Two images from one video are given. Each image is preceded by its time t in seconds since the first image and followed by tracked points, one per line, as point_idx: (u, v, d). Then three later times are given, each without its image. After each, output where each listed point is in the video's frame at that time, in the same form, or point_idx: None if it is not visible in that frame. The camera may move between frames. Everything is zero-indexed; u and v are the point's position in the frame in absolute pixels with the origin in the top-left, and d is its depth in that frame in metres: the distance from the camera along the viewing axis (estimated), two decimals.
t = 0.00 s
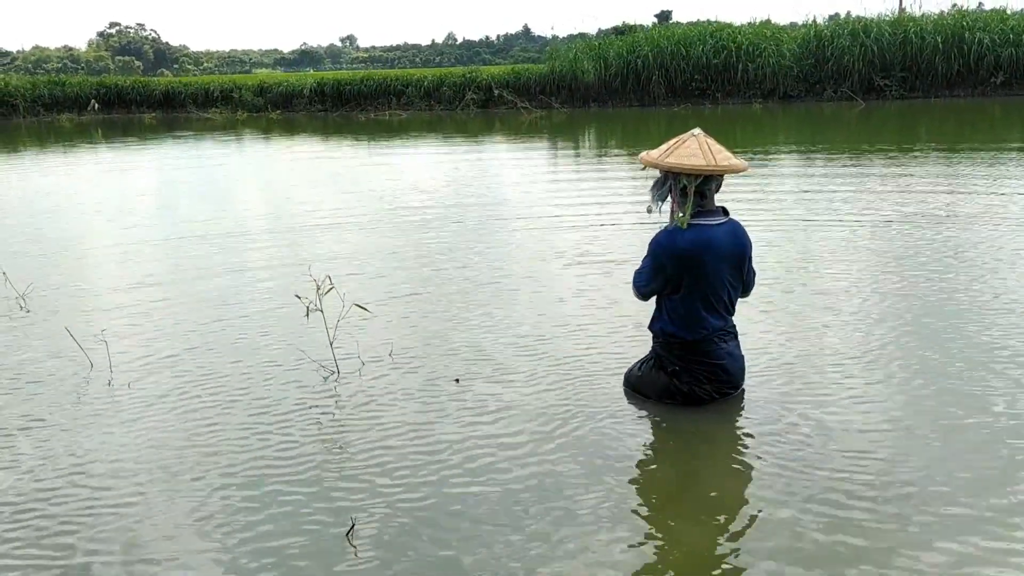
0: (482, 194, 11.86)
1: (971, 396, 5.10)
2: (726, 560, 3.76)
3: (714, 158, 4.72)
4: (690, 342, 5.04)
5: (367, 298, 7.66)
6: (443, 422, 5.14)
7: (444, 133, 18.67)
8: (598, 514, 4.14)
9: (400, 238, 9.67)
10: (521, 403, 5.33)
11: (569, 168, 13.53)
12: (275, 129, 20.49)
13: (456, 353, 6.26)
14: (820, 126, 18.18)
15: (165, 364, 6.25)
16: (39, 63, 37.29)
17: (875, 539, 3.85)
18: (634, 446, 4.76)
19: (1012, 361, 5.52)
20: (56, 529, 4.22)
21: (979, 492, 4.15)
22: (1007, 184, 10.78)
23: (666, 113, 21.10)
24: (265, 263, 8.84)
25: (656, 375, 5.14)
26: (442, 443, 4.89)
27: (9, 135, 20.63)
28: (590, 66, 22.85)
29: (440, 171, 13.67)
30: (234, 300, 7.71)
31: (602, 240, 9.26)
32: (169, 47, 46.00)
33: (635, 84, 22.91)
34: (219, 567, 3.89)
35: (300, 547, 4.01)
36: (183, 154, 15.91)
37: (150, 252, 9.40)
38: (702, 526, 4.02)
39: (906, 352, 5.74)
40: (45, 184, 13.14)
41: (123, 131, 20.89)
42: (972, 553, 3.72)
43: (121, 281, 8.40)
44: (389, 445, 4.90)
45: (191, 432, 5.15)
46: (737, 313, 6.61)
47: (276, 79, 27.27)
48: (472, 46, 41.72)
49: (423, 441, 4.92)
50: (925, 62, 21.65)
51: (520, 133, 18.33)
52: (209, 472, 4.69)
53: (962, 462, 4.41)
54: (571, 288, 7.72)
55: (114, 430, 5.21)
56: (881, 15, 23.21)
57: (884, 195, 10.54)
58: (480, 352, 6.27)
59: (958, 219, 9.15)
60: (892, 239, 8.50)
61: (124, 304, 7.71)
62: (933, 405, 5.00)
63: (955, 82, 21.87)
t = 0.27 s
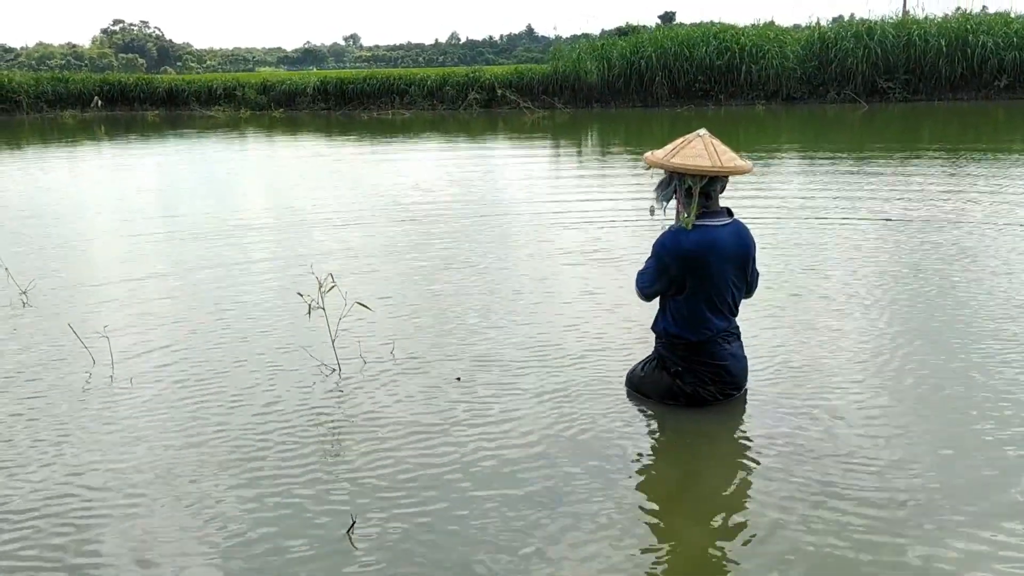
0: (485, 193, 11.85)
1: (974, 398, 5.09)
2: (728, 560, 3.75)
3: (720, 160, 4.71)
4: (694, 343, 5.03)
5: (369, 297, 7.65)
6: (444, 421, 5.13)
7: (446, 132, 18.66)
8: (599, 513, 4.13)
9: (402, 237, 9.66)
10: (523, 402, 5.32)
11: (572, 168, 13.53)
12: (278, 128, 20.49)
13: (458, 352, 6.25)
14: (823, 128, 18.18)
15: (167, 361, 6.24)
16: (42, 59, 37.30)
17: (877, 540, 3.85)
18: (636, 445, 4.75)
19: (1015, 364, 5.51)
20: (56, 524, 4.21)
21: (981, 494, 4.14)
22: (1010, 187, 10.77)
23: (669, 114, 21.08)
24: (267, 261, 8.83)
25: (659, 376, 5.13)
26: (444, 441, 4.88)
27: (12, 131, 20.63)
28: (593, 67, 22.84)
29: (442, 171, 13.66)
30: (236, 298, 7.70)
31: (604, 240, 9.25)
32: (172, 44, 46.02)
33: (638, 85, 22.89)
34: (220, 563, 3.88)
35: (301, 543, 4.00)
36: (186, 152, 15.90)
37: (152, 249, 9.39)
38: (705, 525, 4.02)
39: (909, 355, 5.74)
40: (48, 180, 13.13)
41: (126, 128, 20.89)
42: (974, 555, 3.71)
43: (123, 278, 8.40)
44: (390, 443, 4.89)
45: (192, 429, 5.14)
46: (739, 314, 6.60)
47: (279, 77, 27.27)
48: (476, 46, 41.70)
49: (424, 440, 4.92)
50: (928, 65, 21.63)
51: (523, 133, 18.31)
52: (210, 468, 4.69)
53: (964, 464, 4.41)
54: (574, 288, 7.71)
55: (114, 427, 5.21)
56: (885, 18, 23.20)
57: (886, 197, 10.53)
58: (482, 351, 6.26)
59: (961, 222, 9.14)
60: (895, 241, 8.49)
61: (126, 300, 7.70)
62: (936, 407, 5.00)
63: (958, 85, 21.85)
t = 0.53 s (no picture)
0: (488, 194, 11.85)
1: (976, 402, 5.09)
2: (731, 564, 3.75)
3: (724, 162, 4.71)
4: (698, 345, 5.03)
5: (372, 296, 7.65)
6: (445, 421, 5.14)
7: (449, 133, 18.64)
8: (601, 515, 4.13)
9: (404, 237, 9.66)
10: (524, 403, 5.32)
11: (574, 169, 13.52)
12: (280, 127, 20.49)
13: (460, 353, 6.25)
14: (826, 131, 18.16)
15: (168, 360, 6.25)
16: (45, 58, 37.31)
17: (879, 544, 3.85)
18: (639, 447, 4.75)
19: (1018, 368, 5.51)
20: (58, 524, 4.22)
21: (983, 498, 4.14)
22: (1012, 190, 10.76)
23: (672, 116, 21.07)
24: (269, 261, 8.83)
25: (663, 377, 5.13)
26: (446, 442, 4.88)
27: (15, 130, 20.64)
28: (596, 68, 22.82)
29: (445, 171, 13.66)
30: (238, 297, 7.70)
31: (607, 242, 9.25)
32: (175, 44, 46.03)
33: (641, 86, 22.88)
34: (221, 565, 3.88)
35: (302, 545, 4.00)
36: (188, 151, 15.89)
37: (155, 248, 9.38)
38: (707, 528, 4.01)
39: (910, 358, 5.74)
40: (51, 179, 13.13)
41: (128, 127, 20.89)
42: (976, 560, 3.71)
43: (125, 277, 8.40)
44: (392, 443, 4.90)
45: (193, 429, 5.14)
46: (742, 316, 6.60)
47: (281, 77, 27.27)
48: (479, 46, 41.69)
49: (426, 440, 4.92)
50: (931, 68, 21.62)
51: (526, 134, 18.31)
52: (213, 468, 4.69)
53: (966, 467, 4.41)
54: (576, 289, 7.71)
55: (116, 426, 5.20)
56: (888, 20, 23.18)
57: (889, 200, 10.52)
58: (484, 352, 6.26)
59: (963, 224, 9.13)
60: (897, 244, 8.49)
61: (128, 299, 7.70)
62: (938, 410, 5.00)
63: (961, 88, 21.84)
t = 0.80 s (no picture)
0: (489, 194, 11.86)
1: (975, 403, 5.10)
2: (730, 563, 3.75)
3: (725, 163, 4.72)
4: (698, 345, 5.03)
5: (373, 296, 7.66)
6: (446, 421, 5.14)
7: (450, 133, 18.64)
8: (600, 515, 4.14)
9: (405, 237, 9.66)
10: (525, 403, 5.33)
11: (575, 169, 13.53)
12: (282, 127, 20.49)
13: (460, 353, 6.26)
14: (827, 131, 18.16)
15: (169, 359, 6.25)
16: (47, 56, 37.34)
17: (878, 545, 3.85)
18: (638, 447, 4.76)
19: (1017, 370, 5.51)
20: (59, 521, 4.22)
21: (982, 499, 4.14)
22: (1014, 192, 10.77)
23: (673, 116, 21.07)
24: (271, 260, 8.83)
25: (663, 378, 5.13)
26: (447, 441, 4.89)
27: (16, 129, 20.65)
28: (597, 68, 22.83)
29: (446, 171, 13.67)
30: (239, 296, 7.71)
31: (608, 242, 9.25)
32: (177, 43, 46.04)
33: (643, 87, 22.88)
34: (221, 562, 3.89)
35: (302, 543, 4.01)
36: (190, 151, 15.91)
37: (157, 247, 9.40)
38: (707, 528, 4.02)
39: (911, 359, 5.75)
40: (52, 178, 13.13)
41: (130, 127, 20.90)
42: (975, 561, 3.71)
43: (126, 275, 8.41)
44: (393, 442, 4.90)
45: (194, 427, 5.15)
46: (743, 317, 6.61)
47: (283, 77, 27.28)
48: (480, 46, 41.69)
49: (427, 439, 4.92)
50: (932, 69, 21.61)
51: (527, 135, 18.32)
52: (215, 466, 4.70)
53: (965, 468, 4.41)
54: (577, 289, 7.71)
55: (117, 424, 5.21)
56: (890, 21, 23.18)
57: (890, 201, 10.52)
58: (485, 352, 6.27)
59: (964, 225, 9.14)
60: (898, 245, 8.49)
61: (129, 299, 7.70)
62: (937, 412, 5.00)
63: (963, 89, 21.83)
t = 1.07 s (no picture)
0: (490, 194, 11.86)
1: (976, 403, 5.09)
2: (730, 564, 3.75)
3: (727, 164, 4.72)
4: (700, 346, 5.04)
5: (375, 297, 7.66)
6: (448, 421, 5.15)
7: (452, 133, 18.65)
8: (601, 515, 4.14)
9: (406, 237, 9.67)
10: (527, 403, 5.33)
11: (577, 170, 13.53)
12: (283, 127, 20.51)
13: (461, 353, 6.25)
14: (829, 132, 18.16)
15: (171, 360, 6.26)
16: (49, 57, 37.37)
17: (879, 546, 3.84)
18: (639, 448, 4.75)
19: (1020, 369, 5.50)
20: (62, 521, 4.23)
21: (982, 500, 4.13)
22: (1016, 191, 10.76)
23: (675, 117, 21.07)
24: (273, 261, 8.84)
25: (666, 379, 5.13)
26: (450, 442, 4.89)
27: (19, 130, 20.67)
28: (599, 69, 22.83)
29: (448, 171, 13.67)
30: (241, 297, 7.72)
31: (610, 243, 9.26)
32: (179, 44, 46.08)
33: (645, 87, 22.88)
34: (221, 563, 3.89)
35: (302, 544, 4.00)
36: (192, 151, 15.92)
37: (159, 248, 9.41)
38: (709, 530, 4.02)
39: (913, 358, 5.75)
40: (54, 179, 13.15)
41: (132, 127, 20.93)
42: (974, 562, 3.70)
43: (128, 276, 8.42)
44: (396, 443, 4.90)
45: (197, 428, 5.15)
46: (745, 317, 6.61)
47: (285, 77, 27.30)
48: (482, 47, 41.71)
49: (430, 439, 4.93)
50: (934, 69, 21.60)
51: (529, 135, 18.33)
52: (218, 467, 4.70)
53: (966, 469, 4.40)
54: (579, 290, 7.71)
55: (120, 425, 5.21)
56: (891, 21, 23.17)
57: (892, 201, 10.52)
58: (487, 352, 6.27)
59: (967, 225, 9.14)
60: (900, 245, 8.49)
61: (131, 299, 7.71)
62: (939, 412, 4.99)
63: (965, 89, 21.81)
